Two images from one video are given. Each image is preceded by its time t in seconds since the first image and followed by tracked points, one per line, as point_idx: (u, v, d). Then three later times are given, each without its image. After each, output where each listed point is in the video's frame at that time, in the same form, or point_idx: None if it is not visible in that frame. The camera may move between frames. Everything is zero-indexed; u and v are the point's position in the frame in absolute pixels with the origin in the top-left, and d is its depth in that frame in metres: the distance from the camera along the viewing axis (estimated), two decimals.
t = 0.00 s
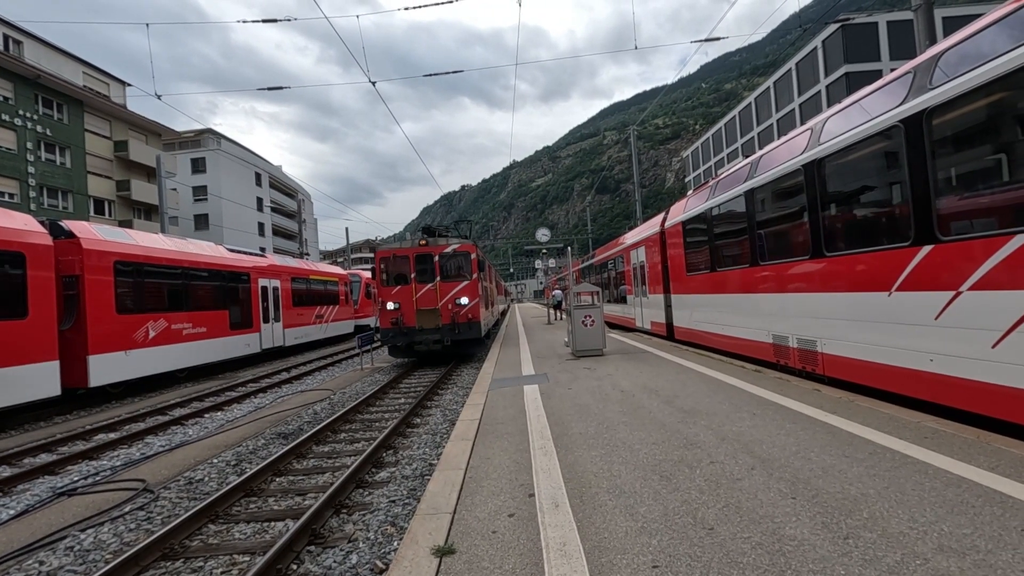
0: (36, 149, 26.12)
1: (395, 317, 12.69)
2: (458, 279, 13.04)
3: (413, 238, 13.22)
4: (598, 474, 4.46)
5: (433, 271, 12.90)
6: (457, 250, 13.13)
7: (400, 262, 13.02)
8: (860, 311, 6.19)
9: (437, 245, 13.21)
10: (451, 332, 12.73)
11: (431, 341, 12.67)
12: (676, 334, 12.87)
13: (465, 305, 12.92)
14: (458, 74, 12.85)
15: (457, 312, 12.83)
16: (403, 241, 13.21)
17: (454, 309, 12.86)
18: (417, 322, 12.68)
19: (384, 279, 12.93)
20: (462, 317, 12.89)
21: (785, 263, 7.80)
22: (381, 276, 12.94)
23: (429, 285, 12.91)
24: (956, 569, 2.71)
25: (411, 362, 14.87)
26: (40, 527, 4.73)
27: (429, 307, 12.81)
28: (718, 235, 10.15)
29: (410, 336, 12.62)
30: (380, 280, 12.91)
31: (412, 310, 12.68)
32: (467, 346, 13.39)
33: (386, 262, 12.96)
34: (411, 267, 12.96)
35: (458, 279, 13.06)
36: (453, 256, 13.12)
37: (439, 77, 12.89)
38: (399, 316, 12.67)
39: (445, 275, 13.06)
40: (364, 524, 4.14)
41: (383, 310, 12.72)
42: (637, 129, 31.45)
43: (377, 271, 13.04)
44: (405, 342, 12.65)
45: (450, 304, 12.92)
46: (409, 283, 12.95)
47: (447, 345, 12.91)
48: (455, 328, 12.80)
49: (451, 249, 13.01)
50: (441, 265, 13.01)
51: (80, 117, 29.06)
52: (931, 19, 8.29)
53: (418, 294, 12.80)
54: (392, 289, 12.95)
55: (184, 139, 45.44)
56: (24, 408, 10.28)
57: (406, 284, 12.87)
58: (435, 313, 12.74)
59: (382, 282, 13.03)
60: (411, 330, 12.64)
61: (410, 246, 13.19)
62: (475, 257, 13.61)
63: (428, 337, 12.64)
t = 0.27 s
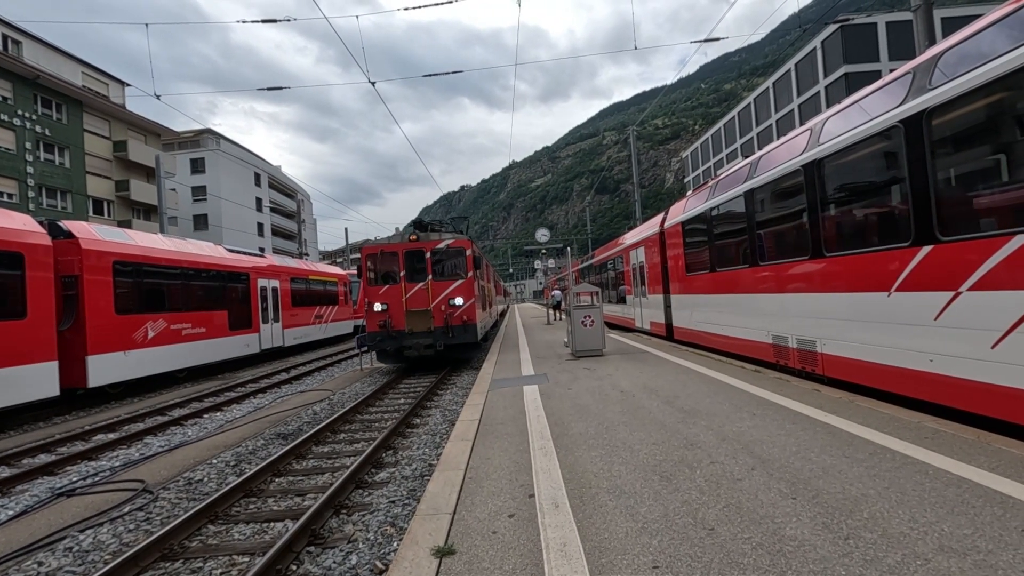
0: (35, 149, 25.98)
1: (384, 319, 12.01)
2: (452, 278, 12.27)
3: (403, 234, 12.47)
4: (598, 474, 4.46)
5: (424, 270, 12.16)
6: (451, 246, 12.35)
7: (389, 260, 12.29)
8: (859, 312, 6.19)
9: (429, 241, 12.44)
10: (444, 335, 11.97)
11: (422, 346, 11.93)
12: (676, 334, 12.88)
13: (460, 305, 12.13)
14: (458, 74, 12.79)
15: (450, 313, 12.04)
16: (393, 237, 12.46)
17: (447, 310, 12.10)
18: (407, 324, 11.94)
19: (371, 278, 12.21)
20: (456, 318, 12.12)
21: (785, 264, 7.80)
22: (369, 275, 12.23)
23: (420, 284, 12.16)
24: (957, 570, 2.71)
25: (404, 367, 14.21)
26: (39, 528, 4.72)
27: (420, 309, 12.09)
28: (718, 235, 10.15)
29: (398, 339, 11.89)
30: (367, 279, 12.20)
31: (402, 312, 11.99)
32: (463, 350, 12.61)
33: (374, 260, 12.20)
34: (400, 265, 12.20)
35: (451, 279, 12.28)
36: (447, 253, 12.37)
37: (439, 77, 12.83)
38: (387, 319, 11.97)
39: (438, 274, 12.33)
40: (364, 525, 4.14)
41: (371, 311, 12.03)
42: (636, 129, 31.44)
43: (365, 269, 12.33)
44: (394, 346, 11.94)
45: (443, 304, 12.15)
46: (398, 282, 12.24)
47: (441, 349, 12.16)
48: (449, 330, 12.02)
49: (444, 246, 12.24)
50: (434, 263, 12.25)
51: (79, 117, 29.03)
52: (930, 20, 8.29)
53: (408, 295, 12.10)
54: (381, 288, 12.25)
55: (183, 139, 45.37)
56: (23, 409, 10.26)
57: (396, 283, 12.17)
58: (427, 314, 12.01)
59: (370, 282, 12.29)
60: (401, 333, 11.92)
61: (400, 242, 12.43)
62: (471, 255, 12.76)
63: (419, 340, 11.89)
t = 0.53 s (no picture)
0: (18, 151, 25.69)
1: (360, 323, 10.88)
2: (436, 278, 11.22)
3: (382, 230, 11.37)
4: (590, 476, 4.46)
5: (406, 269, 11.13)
6: (435, 243, 11.34)
7: (366, 258, 11.20)
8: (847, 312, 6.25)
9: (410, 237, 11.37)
10: (427, 342, 10.88)
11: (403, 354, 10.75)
12: (666, 335, 12.93)
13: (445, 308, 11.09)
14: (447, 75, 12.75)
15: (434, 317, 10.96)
16: (371, 233, 11.34)
17: (431, 313, 11.04)
18: (386, 330, 10.85)
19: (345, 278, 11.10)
20: (441, 323, 11.07)
21: (774, 264, 7.85)
22: (344, 274, 11.11)
23: (400, 285, 11.09)
24: (944, 567, 2.73)
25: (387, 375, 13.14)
26: (21, 536, 4.63)
27: (401, 312, 11.01)
28: (707, 237, 10.22)
29: (375, 345, 10.77)
30: (342, 279, 11.07)
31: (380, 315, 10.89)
32: (449, 357, 11.54)
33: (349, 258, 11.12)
34: (378, 264, 11.14)
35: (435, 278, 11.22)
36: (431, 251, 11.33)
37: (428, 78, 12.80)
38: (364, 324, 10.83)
39: (420, 274, 11.27)
40: (354, 529, 4.10)
41: (345, 315, 10.90)
42: (625, 131, 31.56)
43: (339, 269, 11.19)
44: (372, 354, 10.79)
45: (426, 307, 11.08)
46: (376, 282, 11.13)
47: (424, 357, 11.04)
48: (433, 336, 10.95)
49: (428, 243, 11.25)
50: (416, 262, 11.22)
51: (63, 117, 28.66)
52: (914, 24, 8.42)
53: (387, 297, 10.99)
54: (356, 289, 11.13)
55: (170, 141, 44.96)
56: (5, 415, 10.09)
57: (374, 284, 11.06)
58: (409, 318, 10.93)
59: (344, 283, 11.16)
60: (380, 339, 10.81)
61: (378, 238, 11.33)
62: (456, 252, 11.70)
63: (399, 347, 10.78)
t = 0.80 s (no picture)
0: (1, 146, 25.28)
1: (333, 326, 9.72)
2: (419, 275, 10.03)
3: (358, 221, 10.21)
4: (579, 476, 4.47)
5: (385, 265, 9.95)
6: (418, 237, 10.14)
7: (340, 253, 10.04)
8: (835, 312, 6.31)
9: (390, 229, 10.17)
10: (408, 348, 9.69)
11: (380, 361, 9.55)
12: (656, 335, 12.98)
13: (429, 309, 9.87)
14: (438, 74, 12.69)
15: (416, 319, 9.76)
16: (346, 225, 10.18)
17: (413, 315, 9.85)
18: (362, 334, 9.68)
19: (317, 274, 9.93)
20: (424, 326, 9.87)
21: (762, 265, 7.90)
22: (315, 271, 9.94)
23: (379, 283, 9.94)
24: (929, 566, 2.76)
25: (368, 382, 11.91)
26: (2, 539, 4.56)
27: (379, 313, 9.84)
28: (696, 237, 10.27)
29: (349, 351, 9.61)
30: (313, 276, 9.89)
31: (355, 317, 9.73)
32: (433, 364, 10.32)
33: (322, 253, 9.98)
34: (354, 260, 9.99)
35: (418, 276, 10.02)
36: (413, 245, 10.11)
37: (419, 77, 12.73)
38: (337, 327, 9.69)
39: (401, 270, 10.06)
40: (342, 530, 4.08)
41: (316, 317, 9.76)
42: (615, 132, 31.63)
43: (310, 264, 10.02)
44: (346, 361, 9.64)
45: (408, 308, 9.90)
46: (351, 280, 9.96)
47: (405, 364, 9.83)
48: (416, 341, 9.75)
49: (409, 236, 10.04)
50: (396, 257, 10.04)
51: (47, 114, 28.23)
52: (900, 28, 8.52)
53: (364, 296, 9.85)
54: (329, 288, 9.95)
55: (157, 138, 44.48)
56: None
57: (348, 282, 9.90)
58: (387, 320, 9.74)
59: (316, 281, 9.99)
60: (354, 344, 9.65)
61: (354, 230, 10.13)
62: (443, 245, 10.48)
63: (377, 353, 9.58)
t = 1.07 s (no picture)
0: None
1: (308, 330, 8.57)
2: (407, 273, 8.91)
3: (339, 212, 9.10)
4: (576, 478, 4.46)
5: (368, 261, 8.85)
6: (406, 230, 9.03)
7: (319, 248, 8.93)
8: (831, 315, 6.32)
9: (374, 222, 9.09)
10: (394, 356, 8.55)
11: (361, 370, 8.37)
12: (653, 337, 12.99)
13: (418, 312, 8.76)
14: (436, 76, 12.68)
15: (404, 323, 8.65)
16: (326, 216, 9.06)
17: (401, 319, 8.72)
18: (342, 339, 8.53)
19: (292, 272, 8.80)
20: (412, 330, 8.74)
21: (760, 268, 7.92)
22: (289, 268, 8.80)
23: (362, 282, 8.83)
24: (925, 568, 2.76)
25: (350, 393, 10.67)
26: None
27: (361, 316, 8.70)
28: (694, 239, 10.29)
29: (326, 360, 8.46)
30: (285, 273, 8.74)
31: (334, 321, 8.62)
32: (423, 373, 9.22)
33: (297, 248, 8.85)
34: (333, 256, 8.89)
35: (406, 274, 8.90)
36: (400, 240, 9.00)
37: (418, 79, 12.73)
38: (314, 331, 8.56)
39: (387, 267, 8.96)
40: (338, 532, 4.07)
41: (290, 320, 8.61)
42: (613, 134, 31.69)
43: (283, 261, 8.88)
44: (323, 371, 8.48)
45: (394, 310, 8.77)
46: (329, 277, 8.82)
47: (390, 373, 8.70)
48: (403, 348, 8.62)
49: (397, 230, 8.95)
50: (381, 253, 8.93)
51: (44, 113, 28.16)
52: (897, 33, 8.57)
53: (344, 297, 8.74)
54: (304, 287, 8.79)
55: (155, 138, 44.41)
56: None
57: (328, 281, 8.78)
58: (370, 325, 8.59)
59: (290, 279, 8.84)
60: (333, 351, 8.50)
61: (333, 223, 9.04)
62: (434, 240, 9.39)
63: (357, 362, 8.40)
